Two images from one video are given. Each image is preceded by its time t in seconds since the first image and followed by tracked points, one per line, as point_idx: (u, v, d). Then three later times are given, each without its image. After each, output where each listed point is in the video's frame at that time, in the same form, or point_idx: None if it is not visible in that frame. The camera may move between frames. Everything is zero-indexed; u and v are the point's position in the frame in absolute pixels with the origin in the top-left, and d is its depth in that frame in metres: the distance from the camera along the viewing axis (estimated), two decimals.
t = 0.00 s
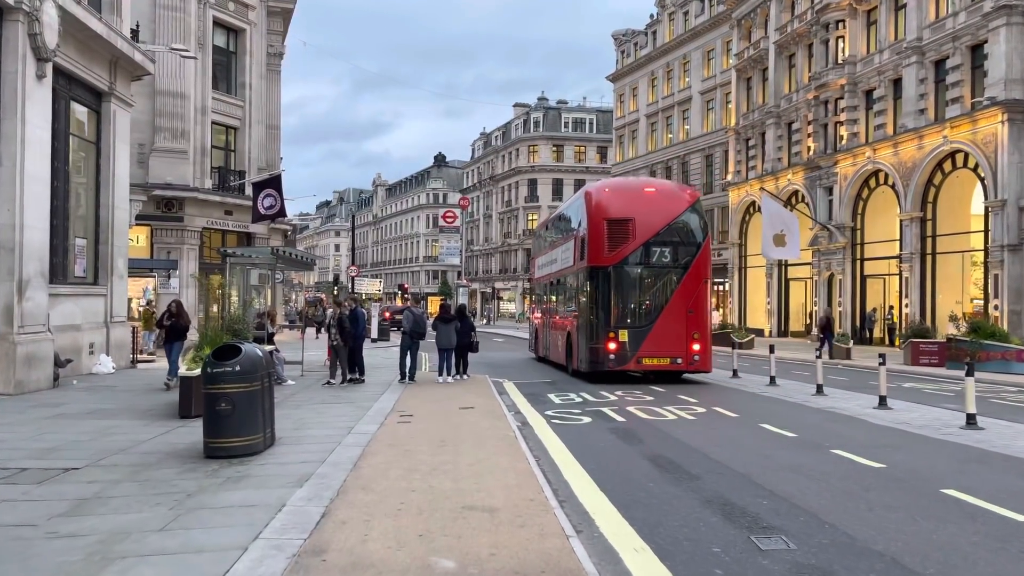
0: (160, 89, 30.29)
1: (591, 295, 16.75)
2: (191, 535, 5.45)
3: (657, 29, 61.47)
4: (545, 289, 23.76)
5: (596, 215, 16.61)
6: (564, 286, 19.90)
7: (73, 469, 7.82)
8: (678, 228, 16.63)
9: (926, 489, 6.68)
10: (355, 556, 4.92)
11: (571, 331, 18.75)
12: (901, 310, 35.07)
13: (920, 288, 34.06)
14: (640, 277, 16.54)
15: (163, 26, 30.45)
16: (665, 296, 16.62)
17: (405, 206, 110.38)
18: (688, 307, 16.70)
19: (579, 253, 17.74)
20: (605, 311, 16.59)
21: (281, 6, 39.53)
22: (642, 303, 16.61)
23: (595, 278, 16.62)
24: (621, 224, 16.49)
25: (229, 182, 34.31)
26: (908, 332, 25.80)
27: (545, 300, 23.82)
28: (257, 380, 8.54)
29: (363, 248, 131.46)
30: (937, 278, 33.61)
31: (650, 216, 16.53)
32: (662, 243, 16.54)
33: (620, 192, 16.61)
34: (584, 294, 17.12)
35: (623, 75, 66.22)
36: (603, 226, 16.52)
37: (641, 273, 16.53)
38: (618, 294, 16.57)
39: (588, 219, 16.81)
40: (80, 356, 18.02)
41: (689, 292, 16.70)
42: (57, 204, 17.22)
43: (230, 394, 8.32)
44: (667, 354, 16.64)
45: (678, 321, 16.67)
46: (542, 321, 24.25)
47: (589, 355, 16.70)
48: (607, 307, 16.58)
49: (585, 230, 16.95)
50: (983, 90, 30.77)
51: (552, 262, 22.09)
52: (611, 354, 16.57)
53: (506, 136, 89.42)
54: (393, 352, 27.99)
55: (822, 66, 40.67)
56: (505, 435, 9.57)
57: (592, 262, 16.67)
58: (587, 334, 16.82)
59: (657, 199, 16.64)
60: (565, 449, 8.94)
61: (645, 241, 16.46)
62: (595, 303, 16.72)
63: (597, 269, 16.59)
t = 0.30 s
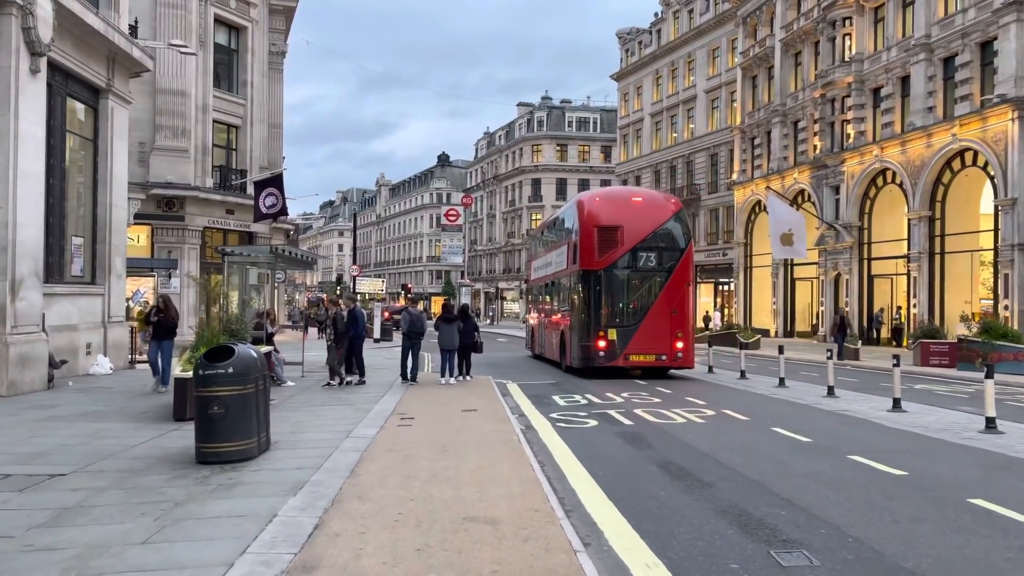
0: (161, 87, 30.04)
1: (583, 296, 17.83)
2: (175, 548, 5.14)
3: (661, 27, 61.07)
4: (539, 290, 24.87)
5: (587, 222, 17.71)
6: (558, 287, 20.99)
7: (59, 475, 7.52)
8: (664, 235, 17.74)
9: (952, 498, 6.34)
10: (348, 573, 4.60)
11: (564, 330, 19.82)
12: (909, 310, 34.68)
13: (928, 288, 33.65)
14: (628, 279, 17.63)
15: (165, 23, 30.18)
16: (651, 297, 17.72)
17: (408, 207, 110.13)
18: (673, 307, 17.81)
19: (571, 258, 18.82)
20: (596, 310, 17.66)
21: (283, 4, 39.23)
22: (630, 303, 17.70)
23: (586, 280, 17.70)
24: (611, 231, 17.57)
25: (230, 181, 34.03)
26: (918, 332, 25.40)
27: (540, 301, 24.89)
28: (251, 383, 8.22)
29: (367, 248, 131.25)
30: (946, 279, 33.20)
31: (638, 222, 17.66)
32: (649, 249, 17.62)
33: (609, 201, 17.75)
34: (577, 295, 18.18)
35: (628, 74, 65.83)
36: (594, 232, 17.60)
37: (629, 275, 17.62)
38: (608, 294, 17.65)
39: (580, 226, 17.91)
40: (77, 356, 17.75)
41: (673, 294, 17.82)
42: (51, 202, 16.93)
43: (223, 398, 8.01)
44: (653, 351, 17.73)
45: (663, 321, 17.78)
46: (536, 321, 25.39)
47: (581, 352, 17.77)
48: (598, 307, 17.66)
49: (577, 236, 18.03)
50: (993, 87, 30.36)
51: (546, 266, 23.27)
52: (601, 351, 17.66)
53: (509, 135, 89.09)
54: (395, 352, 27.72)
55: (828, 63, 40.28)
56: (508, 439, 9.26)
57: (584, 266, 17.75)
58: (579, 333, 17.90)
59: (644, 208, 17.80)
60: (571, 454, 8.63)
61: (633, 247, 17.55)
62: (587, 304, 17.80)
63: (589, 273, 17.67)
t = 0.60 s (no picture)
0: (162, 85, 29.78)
1: (576, 297, 18.99)
2: (160, 562, 4.82)
3: (665, 26, 60.73)
4: (535, 291, 25.96)
5: (581, 228, 18.84)
6: (553, 288, 22.16)
7: (45, 481, 7.21)
8: (652, 240, 18.88)
9: (983, 508, 6.01)
10: None
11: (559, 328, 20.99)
12: (916, 310, 34.28)
13: (936, 288, 33.24)
14: (618, 281, 18.78)
15: (165, 20, 29.90)
16: (639, 298, 18.88)
17: (410, 206, 109.87)
18: (659, 308, 18.98)
19: (565, 260, 19.97)
20: (588, 310, 18.82)
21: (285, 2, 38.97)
22: (619, 304, 18.85)
23: (579, 282, 18.87)
24: (603, 236, 18.69)
25: (231, 179, 33.76)
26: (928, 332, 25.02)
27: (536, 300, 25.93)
28: (246, 385, 7.91)
29: (369, 248, 131.01)
30: (954, 279, 32.80)
31: (628, 228, 18.77)
32: (637, 253, 18.76)
33: (602, 208, 18.85)
34: (571, 295, 19.33)
35: (631, 73, 65.49)
36: (587, 238, 18.74)
37: (619, 277, 18.77)
38: (599, 295, 18.81)
39: (574, 231, 19.04)
40: (74, 356, 17.48)
41: (660, 295, 18.99)
42: (47, 199, 16.65)
43: (217, 400, 7.69)
44: (641, 349, 18.92)
45: (651, 320, 18.97)
46: (533, 320, 26.54)
47: (574, 349, 18.97)
48: (590, 307, 18.82)
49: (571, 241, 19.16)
50: (1002, 84, 29.97)
51: (541, 268, 24.44)
52: (593, 348, 18.86)
53: (512, 135, 88.77)
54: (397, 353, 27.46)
55: (834, 61, 39.92)
56: (514, 443, 8.95)
57: (577, 269, 18.92)
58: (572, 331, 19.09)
59: (634, 215, 18.91)
60: (578, 458, 8.32)
61: (623, 251, 18.68)
62: (579, 304, 19.00)
63: (582, 275, 18.83)
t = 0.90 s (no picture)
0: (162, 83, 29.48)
1: (571, 297, 19.97)
2: None
3: (668, 24, 60.36)
4: (531, 292, 26.95)
5: (576, 232, 19.88)
6: (548, 289, 23.16)
7: (34, 488, 6.90)
8: (643, 245, 19.93)
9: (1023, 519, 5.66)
10: None
11: (554, 326, 21.96)
12: (924, 311, 33.90)
13: (944, 288, 32.86)
14: (611, 282, 19.78)
15: (165, 16, 29.61)
16: (630, 299, 19.88)
17: (412, 206, 109.55)
18: (649, 308, 20.01)
19: (561, 262, 20.95)
20: (582, 310, 19.77)
21: None
22: (612, 303, 19.82)
23: (574, 283, 19.84)
24: (598, 240, 19.70)
25: (231, 178, 33.47)
26: (938, 333, 24.68)
27: (532, 301, 26.88)
28: (244, 386, 7.60)
29: (371, 248, 130.75)
30: (963, 279, 32.41)
31: (621, 233, 19.83)
32: (629, 257, 19.79)
33: (596, 214, 19.92)
34: (566, 296, 20.30)
35: (635, 71, 65.15)
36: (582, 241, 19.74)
37: (612, 278, 19.78)
38: (593, 295, 19.77)
39: (569, 235, 20.06)
40: (71, 357, 17.19)
41: (650, 296, 20.01)
42: (42, 196, 16.33)
43: (213, 402, 7.37)
44: (632, 346, 19.89)
45: (641, 319, 19.96)
46: (529, 320, 27.57)
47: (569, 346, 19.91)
48: (584, 306, 19.78)
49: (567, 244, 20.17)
50: (1012, 81, 29.58)
51: (537, 270, 25.46)
52: (587, 345, 19.83)
53: (514, 134, 88.43)
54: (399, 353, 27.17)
55: (840, 59, 39.57)
56: (522, 446, 8.63)
57: (572, 270, 19.90)
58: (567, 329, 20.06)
59: (626, 221, 19.98)
60: (590, 463, 8.01)
61: (616, 254, 19.70)
62: (574, 304, 19.95)
63: (576, 276, 19.79)
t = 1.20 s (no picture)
0: (161, 80, 29.21)
1: (564, 298, 21.30)
2: None
3: (670, 22, 60.07)
4: (526, 293, 28.13)
5: (569, 236, 21.20)
6: (542, 289, 24.51)
7: (17, 493, 6.59)
8: (631, 249, 21.24)
9: None
10: None
11: (547, 324, 23.30)
12: (929, 311, 33.58)
13: (950, 287, 32.50)
14: (602, 284, 21.11)
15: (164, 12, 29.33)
16: (619, 299, 21.22)
17: (413, 206, 109.28)
18: (637, 308, 21.37)
19: (554, 265, 22.29)
20: (574, 309, 21.12)
21: None
22: (602, 304, 21.16)
23: (566, 284, 21.18)
24: (589, 243, 21.03)
25: (231, 177, 33.18)
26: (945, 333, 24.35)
27: (527, 301, 27.96)
28: (238, 387, 7.31)
29: (371, 248, 130.50)
30: (969, 278, 32.09)
31: (611, 238, 21.14)
32: (618, 260, 21.09)
33: (587, 219, 21.24)
34: (559, 296, 21.61)
35: (636, 70, 64.86)
36: (575, 244, 21.05)
37: (602, 280, 21.08)
38: (584, 297, 21.12)
39: (562, 239, 21.39)
40: (65, 356, 16.89)
41: (638, 296, 21.36)
42: (36, 192, 16.04)
43: (206, 403, 7.09)
44: (621, 343, 21.29)
45: (629, 318, 21.34)
46: (523, 319, 28.83)
47: (562, 343, 21.29)
48: (576, 306, 21.13)
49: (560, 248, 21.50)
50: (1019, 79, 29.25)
51: (531, 271, 26.82)
52: (578, 342, 21.21)
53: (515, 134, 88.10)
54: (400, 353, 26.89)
55: (844, 57, 39.26)
56: (527, 449, 8.34)
57: (565, 273, 21.22)
58: (560, 327, 21.42)
59: (616, 225, 21.29)
60: (597, 467, 7.73)
61: (606, 258, 21.01)
62: (567, 304, 21.26)
63: (569, 279, 21.13)
